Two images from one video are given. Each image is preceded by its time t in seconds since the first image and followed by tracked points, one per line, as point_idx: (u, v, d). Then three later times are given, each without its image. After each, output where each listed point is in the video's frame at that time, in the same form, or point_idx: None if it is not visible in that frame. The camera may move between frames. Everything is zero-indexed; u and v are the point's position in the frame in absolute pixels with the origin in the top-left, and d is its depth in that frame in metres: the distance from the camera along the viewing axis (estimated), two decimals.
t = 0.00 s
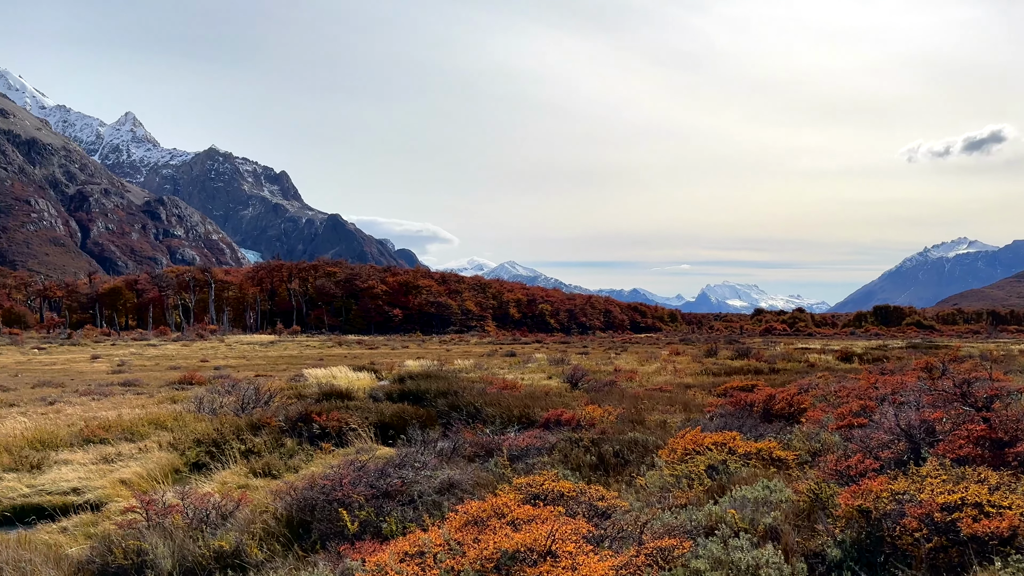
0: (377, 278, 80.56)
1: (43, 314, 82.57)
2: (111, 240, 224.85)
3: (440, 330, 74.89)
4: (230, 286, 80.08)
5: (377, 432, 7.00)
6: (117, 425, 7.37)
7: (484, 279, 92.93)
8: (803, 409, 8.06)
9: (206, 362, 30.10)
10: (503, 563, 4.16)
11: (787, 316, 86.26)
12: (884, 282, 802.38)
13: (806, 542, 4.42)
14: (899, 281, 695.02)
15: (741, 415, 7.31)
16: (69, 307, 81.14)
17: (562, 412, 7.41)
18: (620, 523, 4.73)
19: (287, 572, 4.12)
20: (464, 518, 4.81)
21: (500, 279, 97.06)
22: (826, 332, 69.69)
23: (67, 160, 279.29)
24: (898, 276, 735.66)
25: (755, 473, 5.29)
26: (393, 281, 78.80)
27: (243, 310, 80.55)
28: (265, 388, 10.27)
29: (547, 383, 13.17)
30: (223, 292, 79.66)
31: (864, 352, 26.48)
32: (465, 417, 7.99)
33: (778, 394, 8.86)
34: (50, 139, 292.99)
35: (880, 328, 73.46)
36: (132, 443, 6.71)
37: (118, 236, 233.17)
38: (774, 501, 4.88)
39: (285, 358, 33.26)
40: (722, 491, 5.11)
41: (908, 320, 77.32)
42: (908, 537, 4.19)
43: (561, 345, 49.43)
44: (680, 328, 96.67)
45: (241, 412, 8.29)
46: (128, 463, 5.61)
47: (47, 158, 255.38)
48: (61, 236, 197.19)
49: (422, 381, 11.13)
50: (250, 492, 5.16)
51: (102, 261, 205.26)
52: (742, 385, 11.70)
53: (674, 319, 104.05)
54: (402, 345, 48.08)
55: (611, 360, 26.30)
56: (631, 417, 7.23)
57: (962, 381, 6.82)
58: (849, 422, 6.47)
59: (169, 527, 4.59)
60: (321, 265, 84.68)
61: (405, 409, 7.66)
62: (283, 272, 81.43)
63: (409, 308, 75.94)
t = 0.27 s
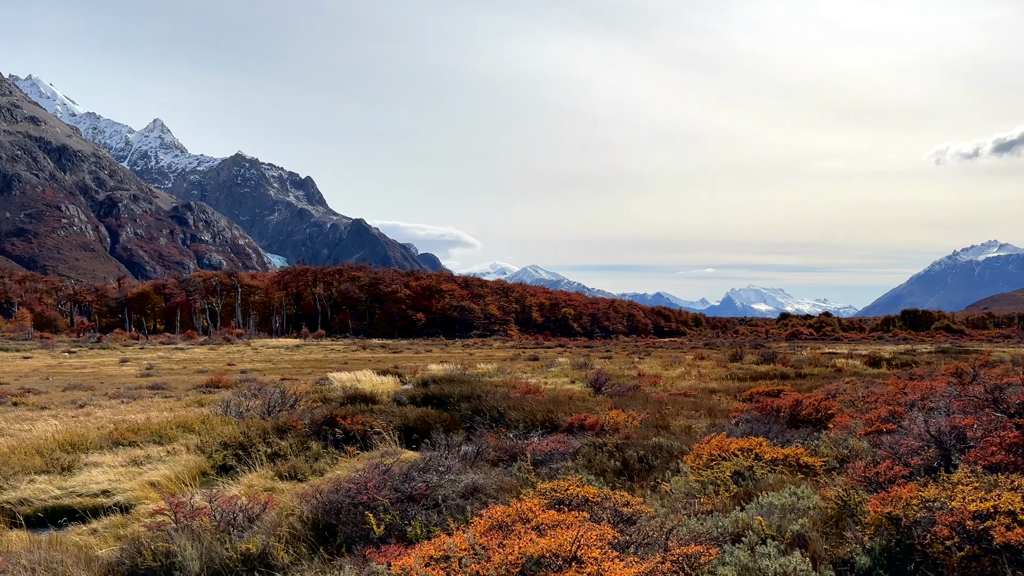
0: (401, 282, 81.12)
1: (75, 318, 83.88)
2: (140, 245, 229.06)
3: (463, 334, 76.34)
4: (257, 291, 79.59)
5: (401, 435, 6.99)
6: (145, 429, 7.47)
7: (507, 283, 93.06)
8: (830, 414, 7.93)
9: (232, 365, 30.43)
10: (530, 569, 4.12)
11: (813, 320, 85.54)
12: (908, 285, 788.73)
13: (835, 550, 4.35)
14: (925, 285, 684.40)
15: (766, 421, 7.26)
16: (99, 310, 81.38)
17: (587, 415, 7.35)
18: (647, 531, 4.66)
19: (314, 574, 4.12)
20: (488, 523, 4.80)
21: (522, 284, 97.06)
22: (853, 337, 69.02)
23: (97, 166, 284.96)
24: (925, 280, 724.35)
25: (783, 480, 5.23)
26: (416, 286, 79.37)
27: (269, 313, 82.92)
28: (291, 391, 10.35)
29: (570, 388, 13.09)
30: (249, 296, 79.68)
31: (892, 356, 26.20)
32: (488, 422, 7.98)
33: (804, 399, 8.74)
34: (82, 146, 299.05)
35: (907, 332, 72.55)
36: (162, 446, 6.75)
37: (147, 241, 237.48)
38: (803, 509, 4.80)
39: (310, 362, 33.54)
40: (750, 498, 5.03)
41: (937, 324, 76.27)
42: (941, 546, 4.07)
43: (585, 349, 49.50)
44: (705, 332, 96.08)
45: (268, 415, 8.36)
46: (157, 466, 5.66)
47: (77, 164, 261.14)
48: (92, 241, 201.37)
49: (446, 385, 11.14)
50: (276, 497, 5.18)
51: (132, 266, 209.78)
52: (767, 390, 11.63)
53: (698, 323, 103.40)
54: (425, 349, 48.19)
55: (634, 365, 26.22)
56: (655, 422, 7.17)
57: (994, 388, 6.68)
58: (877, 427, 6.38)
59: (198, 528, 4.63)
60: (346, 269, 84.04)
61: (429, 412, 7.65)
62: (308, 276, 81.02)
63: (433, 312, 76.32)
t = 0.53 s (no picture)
0: (429, 288, 81.53)
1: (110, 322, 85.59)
2: (174, 251, 233.16)
3: (491, 339, 74.83)
4: (288, 295, 82.37)
5: (431, 440, 6.99)
6: (179, 432, 7.58)
7: (535, 288, 92.77)
8: (864, 421, 7.81)
9: (264, 370, 30.81)
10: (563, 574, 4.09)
11: (847, 326, 84.31)
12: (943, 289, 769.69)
13: (872, 559, 4.24)
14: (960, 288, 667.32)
15: (800, 428, 7.16)
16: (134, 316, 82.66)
17: (616, 422, 7.32)
18: (678, 537, 4.62)
19: None
20: (520, 527, 4.76)
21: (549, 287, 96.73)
22: (888, 342, 67.85)
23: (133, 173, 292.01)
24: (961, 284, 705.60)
25: (816, 486, 5.15)
26: (444, 291, 79.85)
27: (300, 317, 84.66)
28: (321, 396, 10.43)
29: (598, 394, 13.00)
30: (280, 300, 82.00)
31: (929, 362, 25.67)
32: (517, 427, 7.99)
33: (839, 406, 8.57)
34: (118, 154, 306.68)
35: (944, 337, 71.02)
36: (198, 448, 6.84)
37: (181, 248, 241.62)
38: (837, 518, 4.71)
39: (340, 366, 33.76)
40: (784, 505, 4.95)
41: (974, 329, 74.53)
42: (980, 555, 3.96)
43: (613, 354, 49.26)
44: (736, 338, 94.89)
45: (299, 419, 8.44)
46: (192, 468, 5.75)
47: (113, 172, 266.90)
48: (127, 246, 206.59)
49: (475, 389, 11.13)
50: (308, 498, 5.20)
51: (166, 272, 215.12)
52: (800, 396, 11.49)
53: (730, 328, 102.12)
54: (454, 353, 48.34)
55: (664, 370, 25.97)
56: (686, 428, 7.12)
57: None
58: (913, 434, 6.28)
59: (231, 532, 4.66)
60: (375, 275, 85.94)
61: (457, 417, 7.67)
62: (339, 281, 81.90)
63: (461, 316, 76.00)
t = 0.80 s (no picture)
0: (459, 291, 81.70)
1: (146, 326, 87.53)
2: (209, 256, 236.87)
3: (521, 343, 75.72)
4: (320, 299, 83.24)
5: (463, 443, 7.03)
6: (216, 435, 7.67)
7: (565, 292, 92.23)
8: (902, 427, 7.69)
9: (297, 373, 31.16)
10: None
11: (883, 331, 83.29)
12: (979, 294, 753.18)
13: (910, 568, 4.14)
14: (1000, 293, 651.20)
15: (833, 434, 7.12)
16: (171, 320, 86.46)
17: (649, 425, 7.25)
18: (711, 544, 4.55)
19: None
20: (553, 533, 4.73)
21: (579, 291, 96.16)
22: (926, 346, 66.73)
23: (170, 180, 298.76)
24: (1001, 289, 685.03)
25: (853, 494, 5.07)
26: (474, 295, 80.35)
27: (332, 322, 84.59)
28: (354, 399, 10.55)
29: (629, 398, 12.91)
30: (314, 305, 82.78)
31: (967, 367, 25.11)
32: (548, 430, 8.00)
33: (876, 411, 8.42)
34: (155, 161, 314.28)
35: (984, 342, 69.63)
36: (233, 451, 6.95)
37: (217, 253, 245.26)
38: (876, 525, 4.61)
39: (372, 369, 34.08)
40: (819, 514, 4.88)
41: (1015, 333, 72.95)
42: None
43: (644, 358, 49.15)
44: (770, 342, 93.73)
45: (332, 422, 8.51)
46: (228, 471, 5.82)
47: (150, 179, 272.86)
48: (164, 252, 211.55)
49: (505, 393, 11.09)
50: (341, 501, 5.23)
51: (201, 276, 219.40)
52: (836, 401, 11.34)
53: (763, 332, 100.68)
54: (483, 357, 48.40)
55: (693, 375, 25.69)
56: (720, 433, 7.14)
57: None
58: (953, 442, 6.14)
59: (266, 534, 4.70)
60: (406, 279, 85.77)
61: (487, 421, 7.70)
62: (370, 285, 82.61)
63: (491, 321, 77.41)
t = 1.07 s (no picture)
0: (490, 296, 83.03)
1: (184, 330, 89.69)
2: (244, 261, 242.21)
3: (553, 347, 77.07)
4: (355, 304, 83.22)
5: (494, 448, 7.05)
6: (251, 437, 7.79)
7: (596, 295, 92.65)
8: (942, 433, 7.55)
9: (330, 377, 31.63)
10: None
11: (922, 335, 82.34)
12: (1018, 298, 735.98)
13: None
14: None
15: (873, 440, 7.00)
16: (207, 324, 85.68)
17: (682, 432, 7.19)
18: (749, 553, 4.46)
19: None
20: (586, 539, 4.70)
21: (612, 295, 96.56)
22: (966, 352, 65.63)
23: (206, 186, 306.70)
24: None
25: (893, 500, 4.97)
26: (506, 299, 81.16)
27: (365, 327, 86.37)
28: (387, 403, 10.62)
29: (661, 403, 12.87)
30: (347, 309, 83.36)
31: (1012, 373, 24.67)
32: (581, 435, 8.01)
33: (916, 417, 8.24)
34: (193, 168, 322.79)
35: None
36: (268, 455, 7.01)
37: (252, 258, 250.84)
38: (915, 533, 4.49)
39: (403, 373, 34.52)
40: (861, 521, 4.76)
41: None
42: None
43: (677, 362, 49.08)
44: (805, 347, 93.33)
45: (365, 426, 8.58)
46: (264, 473, 5.89)
47: (187, 186, 281.07)
48: (201, 257, 217.92)
49: (537, 398, 11.08)
50: (376, 505, 5.25)
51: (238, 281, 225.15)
52: (874, 407, 11.17)
53: (798, 337, 100.88)
54: (514, 361, 48.70)
55: (728, 380, 25.50)
56: (755, 439, 7.04)
57: None
58: (995, 448, 6.01)
59: (302, 537, 4.71)
60: (437, 284, 87.45)
61: (521, 424, 7.71)
62: (402, 290, 84.35)
63: (522, 325, 77.82)
